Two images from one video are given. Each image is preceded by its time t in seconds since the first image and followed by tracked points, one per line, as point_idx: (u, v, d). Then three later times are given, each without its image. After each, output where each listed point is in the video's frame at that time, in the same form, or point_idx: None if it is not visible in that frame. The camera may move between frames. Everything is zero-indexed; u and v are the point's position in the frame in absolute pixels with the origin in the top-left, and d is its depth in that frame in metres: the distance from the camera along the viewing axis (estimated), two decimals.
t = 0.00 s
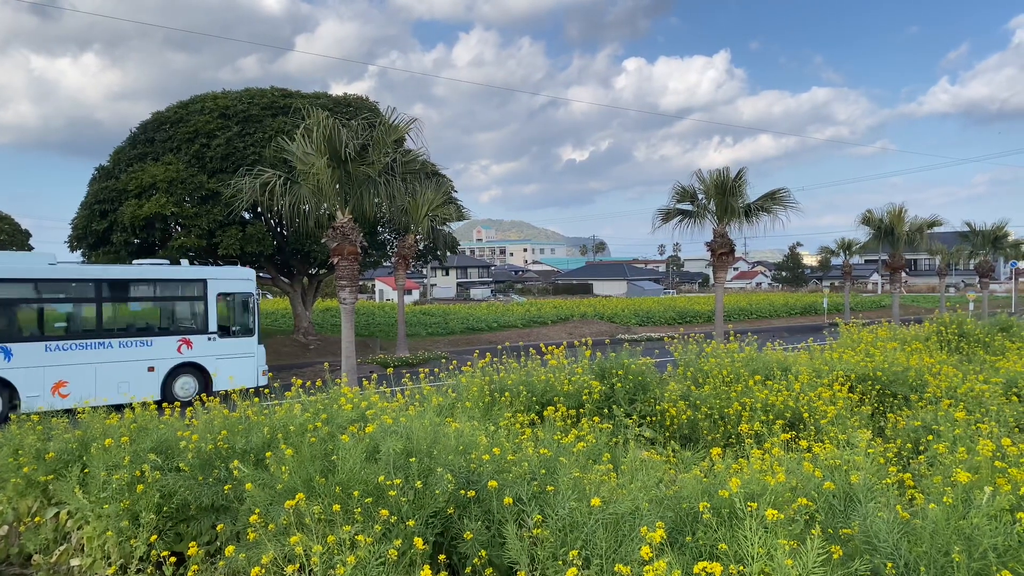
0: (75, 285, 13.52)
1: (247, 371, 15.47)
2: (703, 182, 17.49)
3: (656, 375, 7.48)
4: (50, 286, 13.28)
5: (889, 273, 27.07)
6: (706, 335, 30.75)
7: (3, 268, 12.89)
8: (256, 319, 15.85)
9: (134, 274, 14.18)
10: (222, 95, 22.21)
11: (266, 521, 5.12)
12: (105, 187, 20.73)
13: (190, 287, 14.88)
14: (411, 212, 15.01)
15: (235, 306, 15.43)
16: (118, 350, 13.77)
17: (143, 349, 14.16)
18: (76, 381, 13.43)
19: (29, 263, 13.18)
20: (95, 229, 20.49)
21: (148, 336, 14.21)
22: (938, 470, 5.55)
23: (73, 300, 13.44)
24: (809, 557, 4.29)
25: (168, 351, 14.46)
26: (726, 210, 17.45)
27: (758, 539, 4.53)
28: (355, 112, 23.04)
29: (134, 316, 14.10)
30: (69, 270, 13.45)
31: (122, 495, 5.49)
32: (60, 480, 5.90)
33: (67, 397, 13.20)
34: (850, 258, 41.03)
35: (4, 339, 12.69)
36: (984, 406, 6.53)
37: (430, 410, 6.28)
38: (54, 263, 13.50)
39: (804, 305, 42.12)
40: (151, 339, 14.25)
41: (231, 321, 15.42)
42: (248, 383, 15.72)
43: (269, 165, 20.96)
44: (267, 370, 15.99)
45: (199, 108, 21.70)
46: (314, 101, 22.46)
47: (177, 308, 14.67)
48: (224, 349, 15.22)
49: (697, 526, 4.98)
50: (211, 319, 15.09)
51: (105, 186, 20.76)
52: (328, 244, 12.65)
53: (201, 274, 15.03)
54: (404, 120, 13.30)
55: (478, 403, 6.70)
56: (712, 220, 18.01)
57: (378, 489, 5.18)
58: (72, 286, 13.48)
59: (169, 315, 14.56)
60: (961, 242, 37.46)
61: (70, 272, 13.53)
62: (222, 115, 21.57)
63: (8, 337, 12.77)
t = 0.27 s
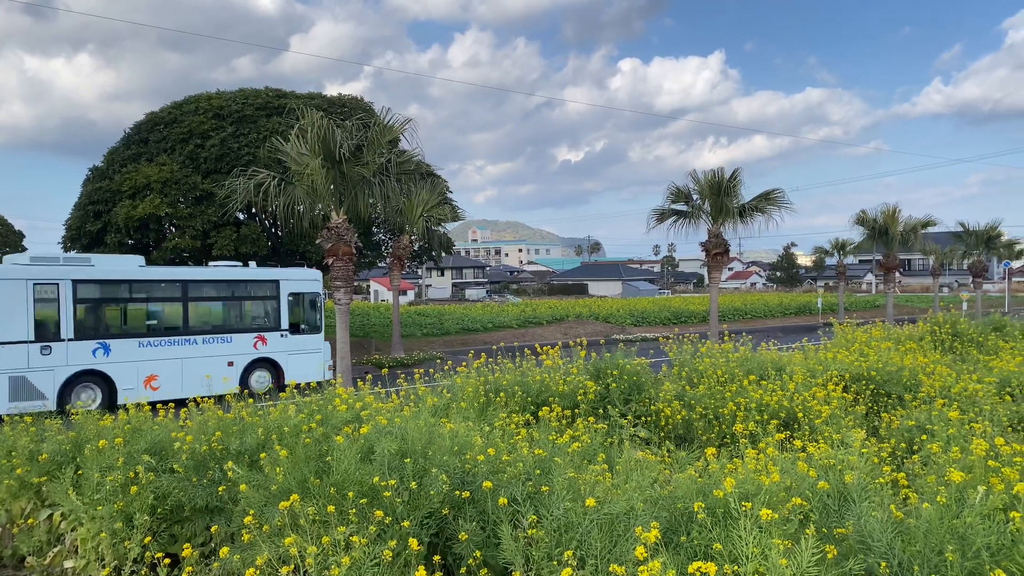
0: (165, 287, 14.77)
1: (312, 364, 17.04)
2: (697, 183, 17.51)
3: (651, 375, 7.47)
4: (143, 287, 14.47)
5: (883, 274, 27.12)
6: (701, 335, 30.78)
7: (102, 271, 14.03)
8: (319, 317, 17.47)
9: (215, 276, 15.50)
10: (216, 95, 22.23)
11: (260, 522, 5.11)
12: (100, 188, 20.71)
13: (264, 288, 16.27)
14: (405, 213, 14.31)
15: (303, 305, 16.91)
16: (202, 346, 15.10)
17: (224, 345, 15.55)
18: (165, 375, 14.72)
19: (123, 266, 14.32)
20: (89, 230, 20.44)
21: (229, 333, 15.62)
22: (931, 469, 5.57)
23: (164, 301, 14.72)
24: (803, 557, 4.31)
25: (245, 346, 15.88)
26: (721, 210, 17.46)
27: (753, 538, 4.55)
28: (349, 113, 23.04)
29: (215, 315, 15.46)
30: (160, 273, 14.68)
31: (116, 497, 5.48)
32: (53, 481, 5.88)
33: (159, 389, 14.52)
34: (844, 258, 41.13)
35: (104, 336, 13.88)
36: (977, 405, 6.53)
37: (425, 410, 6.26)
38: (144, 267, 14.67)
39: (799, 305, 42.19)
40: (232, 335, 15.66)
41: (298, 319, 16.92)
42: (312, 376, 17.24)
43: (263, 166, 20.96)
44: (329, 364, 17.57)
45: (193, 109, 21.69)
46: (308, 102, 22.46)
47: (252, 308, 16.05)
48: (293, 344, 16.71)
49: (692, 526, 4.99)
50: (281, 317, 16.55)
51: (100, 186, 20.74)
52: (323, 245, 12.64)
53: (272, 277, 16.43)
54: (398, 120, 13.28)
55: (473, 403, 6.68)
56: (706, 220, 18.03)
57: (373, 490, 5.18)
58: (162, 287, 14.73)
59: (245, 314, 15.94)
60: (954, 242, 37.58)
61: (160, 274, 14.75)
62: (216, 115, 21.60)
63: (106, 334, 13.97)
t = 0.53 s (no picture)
0: (237, 287, 15.71)
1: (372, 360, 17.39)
2: (690, 183, 17.54)
3: (643, 375, 7.47)
4: (218, 287, 15.39)
5: (874, 274, 27.25)
6: (693, 335, 30.86)
7: (183, 272, 14.85)
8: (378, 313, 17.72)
9: (281, 277, 16.41)
10: (207, 96, 22.18)
11: (251, 523, 5.09)
12: (90, 188, 20.62)
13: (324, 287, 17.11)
14: (398, 214, 13.82)
15: (364, 303, 17.14)
16: (271, 342, 16.16)
17: (288, 341, 16.51)
18: (239, 368, 15.76)
19: (199, 267, 15.14)
20: (80, 231, 20.36)
21: (297, 329, 16.66)
22: (921, 469, 5.59)
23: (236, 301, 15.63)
24: (794, 557, 4.33)
25: (310, 342, 16.89)
26: (713, 211, 17.49)
27: (744, 538, 4.56)
28: (341, 113, 23.02)
29: (280, 313, 16.40)
30: (233, 274, 15.61)
31: (106, 499, 5.45)
32: (42, 483, 5.85)
33: (233, 381, 15.52)
34: (835, 258, 41.27)
35: (187, 333, 14.81)
36: (967, 404, 6.54)
37: (417, 411, 6.24)
38: (217, 267, 15.51)
39: (790, 305, 42.34)
40: (298, 332, 16.70)
41: (359, 316, 17.23)
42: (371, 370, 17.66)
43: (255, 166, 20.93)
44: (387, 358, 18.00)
45: (184, 109, 21.64)
46: (300, 102, 22.43)
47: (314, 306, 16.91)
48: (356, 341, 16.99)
49: (684, 526, 5.00)
50: (342, 315, 16.87)
51: (90, 187, 20.65)
52: (315, 245, 12.56)
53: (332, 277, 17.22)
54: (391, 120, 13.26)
55: (465, 404, 6.66)
56: (699, 220, 18.06)
57: (364, 491, 5.17)
58: (235, 287, 15.66)
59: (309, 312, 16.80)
60: (944, 242, 37.81)
61: (232, 275, 15.69)
62: (208, 116, 21.55)
63: (188, 331, 14.86)
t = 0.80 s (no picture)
0: (300, 288, 16.74)
1: (417, 354, 19.19)
2: (678, 184, 17.59)
3: (631, 375, 7.48)
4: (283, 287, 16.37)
5: (861, 275, 27.39)
6: (681, 336, 30.98)
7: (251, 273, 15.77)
8: (421, 313, 19.52)
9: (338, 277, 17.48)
10: (194, 95, 22.10)
11: (238, 525, 5.07)
12: (76, 188, 20.50)
13: (375, 287, 18.26)
14: (387, 215, 13.30)
15: (411, 303, 18.91)
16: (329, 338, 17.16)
17: (344, 338, 17.54)
18: (299, 362, 16.68)
19: (266, 268, 16.12)
20: (65, 231, 20.24)
21: (351, 327, 17.69)
22: (907, 468, 5.62)
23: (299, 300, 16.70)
24: (780, 556, 4.35)
25: (363, 339, 17.98)
26: (700, 212, 17.55)
27: (730, 538, 4.57)
28: (329, 113, 22.99)
29: (337, 311, 17.45)
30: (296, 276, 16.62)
31: (91, 500, 5.42)
32: (27, 485, 5.81)
33: (296, 374, 16.48)
34: (821, 258, 41.50)
35: (253, 329, 15.65)
36: (953, 403, 6.57)
37: (405, 412, 6.20)
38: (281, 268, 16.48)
39: (777, 306, 42.52)
40: (353, 329, 17.72)
41: (404, 315, 18.99)
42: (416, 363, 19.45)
43: (243, 166, 20.87)
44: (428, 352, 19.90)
45: (171, 109, 21.56)
46: (288, 102, 22.38)
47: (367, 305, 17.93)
48: (405, 336, 18.77)
49: (671, 526, 5.01)
50: (391, 314, 18.57)
51: (76, 187, 20.53)
52: (302, 246, 12.40)
53: (382, 278, 18.39)
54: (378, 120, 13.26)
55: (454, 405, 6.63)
56: (687, 221, 18.11)
57: (352, 492, 5.16)
58: (297, 286, 16.70)
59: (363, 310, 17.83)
60: (929, 242, 38.07)
61: (294, 276, 16.72)
62: (195, 116, 21.47)
63: (256, 328, 15.79)
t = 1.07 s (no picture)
0: (347, 287, 17.85)
1: (454, 350, 20.26)
2: (661, 185, 17.65)
3: (615, 376, 7.49)
4: (333, 287, 17.46)
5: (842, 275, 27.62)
6: (664, 336, 31.13)
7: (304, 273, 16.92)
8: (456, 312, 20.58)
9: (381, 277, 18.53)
10: (176, 94, 21.92)
11: (219, 527, 5.03)
12: (55, 187, 20.29)
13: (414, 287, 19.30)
14: (370, 214, 13.74)
15: (447, 302, 20.01)
16: (373, 335, 18.24)
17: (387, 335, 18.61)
18: (348, 357, 17.80)
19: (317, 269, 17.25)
20: (45, 230, 20.04)
21: (394, 324, 18.72)
22: (887, 467, 5.65)
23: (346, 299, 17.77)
24: (760, 556, 4.38)
25: (404, 336, 19.02)
26: (684, 213, 17.61)
27: (711, 537, 4.60)
28: (313, 112, 22.87)
29: (380, 310, 18.54)
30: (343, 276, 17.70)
31: (69, 503, 5.37)
32: (4, 488, 5.73)
33: (344, 369, 17.64)
34: (804, 259, 41.82)
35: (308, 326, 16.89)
36: (933, 403, 6.62)
37: (387, 413, 6.18)
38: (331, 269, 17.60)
39: (760, 306, 42.82)
40: (395, 327, 18.77)
41: (441, 314, 20.07)
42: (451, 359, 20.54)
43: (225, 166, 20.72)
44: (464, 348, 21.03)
45: (153, 107, 21.39)
46: (271, 101, 22.22)
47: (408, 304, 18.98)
48: (442, 334, 19.87)
49: (653, 526, 5.02)
50: (430, 312, 19.60)
51: (56, 186, 20.32)
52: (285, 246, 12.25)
53: (423, 278, 19.41)
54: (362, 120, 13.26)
55: (437, 405, 6.62)
56: (670, 222, 18.17)
57: (333, 494, 5.14)
58: (346, 286, 17.82)
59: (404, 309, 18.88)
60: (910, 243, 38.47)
61: (343, 276, 17.84)
62: (177, 115, 21.30)
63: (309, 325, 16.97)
